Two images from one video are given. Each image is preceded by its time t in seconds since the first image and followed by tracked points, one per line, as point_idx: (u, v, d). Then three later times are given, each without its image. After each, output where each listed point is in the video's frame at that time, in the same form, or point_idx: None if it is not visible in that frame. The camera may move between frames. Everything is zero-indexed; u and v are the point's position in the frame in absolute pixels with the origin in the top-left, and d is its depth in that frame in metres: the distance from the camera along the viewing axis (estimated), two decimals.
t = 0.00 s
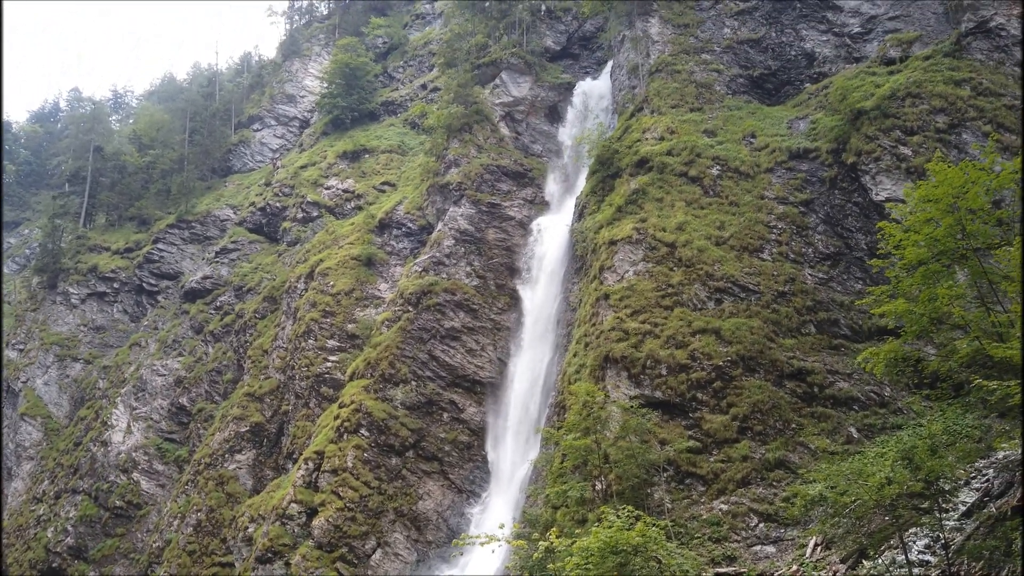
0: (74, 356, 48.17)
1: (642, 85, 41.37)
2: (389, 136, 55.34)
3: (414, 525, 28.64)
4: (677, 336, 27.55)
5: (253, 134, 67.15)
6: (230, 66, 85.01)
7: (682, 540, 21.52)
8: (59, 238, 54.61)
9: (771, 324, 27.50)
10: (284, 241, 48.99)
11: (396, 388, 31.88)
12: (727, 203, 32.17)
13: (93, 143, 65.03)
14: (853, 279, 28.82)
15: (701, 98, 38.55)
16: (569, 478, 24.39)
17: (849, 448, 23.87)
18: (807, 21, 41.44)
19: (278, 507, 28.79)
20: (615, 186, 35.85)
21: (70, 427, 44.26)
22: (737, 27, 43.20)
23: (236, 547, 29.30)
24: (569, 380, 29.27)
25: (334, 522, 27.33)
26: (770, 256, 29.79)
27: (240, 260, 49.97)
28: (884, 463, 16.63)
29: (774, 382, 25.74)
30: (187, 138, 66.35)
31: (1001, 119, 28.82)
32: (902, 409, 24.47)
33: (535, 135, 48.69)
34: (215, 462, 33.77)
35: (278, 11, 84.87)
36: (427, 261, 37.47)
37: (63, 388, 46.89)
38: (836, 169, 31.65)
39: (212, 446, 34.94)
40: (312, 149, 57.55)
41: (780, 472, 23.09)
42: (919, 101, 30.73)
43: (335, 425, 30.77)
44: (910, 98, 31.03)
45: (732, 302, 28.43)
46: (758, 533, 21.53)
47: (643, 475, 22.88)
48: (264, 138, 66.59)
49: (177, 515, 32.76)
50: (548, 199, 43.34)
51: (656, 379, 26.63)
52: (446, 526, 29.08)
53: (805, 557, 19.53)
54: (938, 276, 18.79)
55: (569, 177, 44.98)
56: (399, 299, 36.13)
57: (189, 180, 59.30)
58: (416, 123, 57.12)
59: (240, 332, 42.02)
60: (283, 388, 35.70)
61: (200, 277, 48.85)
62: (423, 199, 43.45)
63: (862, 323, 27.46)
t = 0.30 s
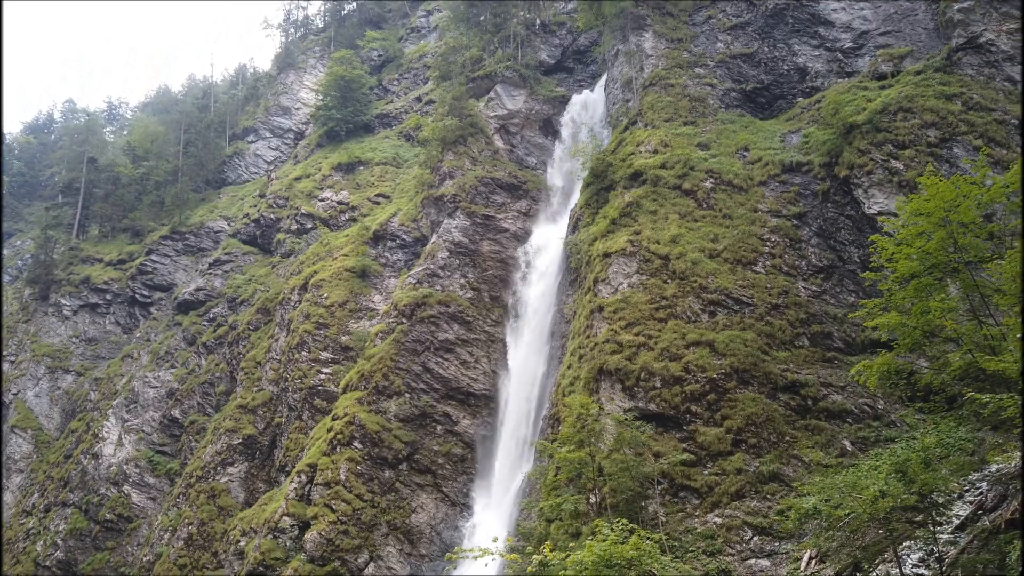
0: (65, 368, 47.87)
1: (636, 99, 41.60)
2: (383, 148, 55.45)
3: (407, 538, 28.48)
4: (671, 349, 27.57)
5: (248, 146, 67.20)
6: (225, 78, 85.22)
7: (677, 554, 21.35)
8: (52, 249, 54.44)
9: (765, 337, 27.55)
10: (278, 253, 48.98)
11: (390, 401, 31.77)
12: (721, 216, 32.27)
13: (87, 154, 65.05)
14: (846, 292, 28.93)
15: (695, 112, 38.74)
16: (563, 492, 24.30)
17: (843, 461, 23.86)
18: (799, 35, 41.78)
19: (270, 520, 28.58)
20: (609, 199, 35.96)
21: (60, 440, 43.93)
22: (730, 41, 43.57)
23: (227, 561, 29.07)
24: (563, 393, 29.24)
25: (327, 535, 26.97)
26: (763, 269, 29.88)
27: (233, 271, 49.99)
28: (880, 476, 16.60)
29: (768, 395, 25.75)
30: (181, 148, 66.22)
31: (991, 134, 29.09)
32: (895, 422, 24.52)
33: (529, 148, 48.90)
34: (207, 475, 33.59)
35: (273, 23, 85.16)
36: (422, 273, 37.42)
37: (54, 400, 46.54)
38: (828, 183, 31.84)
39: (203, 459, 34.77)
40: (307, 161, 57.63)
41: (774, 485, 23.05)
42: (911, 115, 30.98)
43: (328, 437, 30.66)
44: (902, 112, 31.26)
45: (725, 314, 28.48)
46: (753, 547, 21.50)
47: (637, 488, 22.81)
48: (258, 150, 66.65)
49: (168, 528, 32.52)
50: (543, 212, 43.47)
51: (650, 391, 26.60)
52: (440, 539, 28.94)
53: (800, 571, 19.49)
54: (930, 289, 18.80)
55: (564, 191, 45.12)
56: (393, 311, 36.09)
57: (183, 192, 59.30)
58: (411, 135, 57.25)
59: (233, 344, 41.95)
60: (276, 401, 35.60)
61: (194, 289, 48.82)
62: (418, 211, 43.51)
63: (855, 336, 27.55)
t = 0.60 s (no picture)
0: (56, 379, 47.58)
1: (630, 112, 41.84)
2: (378, 160, 55.59)
3: (399, 551, 28.21)
4: (665, 361, 27.56)
5: (243, 157, 67.30)
6: (220, 90, 85.42)
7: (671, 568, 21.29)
8: (44, 260, 54.36)
9: (759, 349, 27.58)
10: (272, 264, 48.97)
11: (383, 413, 31.69)
12: (715, 229, 32.40)
13: (81, 165, 65.23)
14: (839, 305, 29.00)
15: (689, 126, 38.97)
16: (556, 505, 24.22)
17: (837, 474, 23.82)
18: (792, 50, 42.09)
19: (262, 533, 28.45)
20: (604, 211, 36.06)
21: (50, 452, 43.61)
22: (724, 56, 43.97)
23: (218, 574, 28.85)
24: (557, 405, 29.19)
25: (319, 549, 26.85)
26: (757, 282, 29.97)
27: (227, 283, 49.97)
28: (872, 489, 16.76)
29: (761, 407, 25.75)
30: (176, 160, 66.30)
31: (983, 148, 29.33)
32: (889, 435, 24.50)
33: (524, 160, 49.07)
34: (198, 488, 33.39)
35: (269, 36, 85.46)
36: (416, 284, 37.41)
37: (44, 412, 46.18)
38: (821, 197, 32.00)
39: (195, 471, 34.60)
40: (301, 172, 57.74)
41: (769, 498, 22.99)
42: (903, 129, 31.22)
43: (320, 450, 30.51)
44: (894, 126, 31.51)
45: (719, 327, 28.52)
46: (747, 560, 21.46)
47: (631, 501, 22.81)
48: (253, 162, 66.74)
49: (158, 542, 32.27)
50: (538, 224, 43.59)
51: (644, 404, 26.57)
52: (433, 553, 28.76)
53: None
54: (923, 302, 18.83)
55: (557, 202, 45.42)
56: (387, 322, 36.06)
57: (177, 203, 59.33)
58: (406, 147, 57.38)
59: (226, 356, 41.87)
60: (269, 413, 35.50)
61: (187, 299, 48.79)
62: (413, 223, 43.58)
63: (849, 349, 27.59)
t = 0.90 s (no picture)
0: (46, 392, 47.21)
1: (624, 128, 42.09)
2: (373, 174, 55.70)
3: (391, 568, 28.17)
4: (659, 376, 27.56)
5: (238, 170, 66.75)
6: (216, 103, 85.63)
7: None
8: (36, 272, 54.16)
9: (752, 365, 27.62)
10: (265, 278, 48.93)
11: (376, 427, 31.64)
12: (708, 244, 32.52)
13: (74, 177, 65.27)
14: (832, 321, 29.08)
15: (682, 142, 39.20)
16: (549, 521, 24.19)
17: (831, 490, 23.83)
18: (784, 66, 42.09)
19: (252, 549, 28.39)
20: (597, 227, 36.16)
21: (39, 467, 43.15)
22: (717, 73, 44.26)
23: None
24: (551, 420, 29.11)
25: (308, 565, 26.71)
26: (750, 297, 30.03)
27: (219, 296, 49.86)
28: (866, 506, 17.64)
29: (755, 423, 25.74)
30: (171, 173, 66.65)
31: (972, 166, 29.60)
32: (882, 451, 24.56)
33: (519, 175, 49.13)
34: (189, 503, 33.15)
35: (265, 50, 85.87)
36: (410, 298, 37.43)
37: (34, 425, 45.73)
38: (813, 213, 32.11)
39: (186, 485, 34.37)
40: (295, 186, 57.70)
41: (762, 515, 22.97)
42: (894, 147, 31.41)
43: (312, 465, 30.44)
44: (885, 144, 31.70)
45: (713, 342, 28.57)
46: None
47: (624, 517, 22.71)
48: (248, 175, 66.24)
49: (147, 557, 31.98)
50: (532, 239, 43.65)
51: (638, 419, 26.55)
52: (424, 570, 28.63)
53: None
54: (915, 318, 18.94)
55: (552, 218, 45.01)
56: (380, 336, 36.03)
57: (171, 216, 59.26)
58: (401, 161, 57.49)
59: (218, 370, 41.76)
60: (261, 427, 35.37)
61: (179, 313, 48.64)
62: (407, 237, 43.65)
63: (842, 364, 27.66)
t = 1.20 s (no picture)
0: (35, 403, 46.86)
1: (618, 140, 42.29)
2: (367, 185, 55.73)
3: None
4: (652, 388, 27.54)
5: (230, 180, 67.33)
6: (210, 113, 85.76)
7: None
8: (27, 282, 54.09)
9: (745, 377, 27.66)
10: (258, 288, 48.89)
11: (368, 439, 31.49)
12: (701, 256, 32.63)
13: (67, 187, 65.18)
14: (825, 333, 29.17)
15: (675, 154, 39.40)
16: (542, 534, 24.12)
17: (824, 503, 23.88)
18: (776, 80, 42.46)
19: (242, 562, 28.22)
20: (591, 238, 36.26)
21: (27, 478, 42.64)
22: (710, 86, 44.60)
23: None
24: (544, 432, 29.03)
25: None
26: (743, 310, 30.14)
27: (212, 306, 49.75)
28: (858, 519, 18.13)
29: (748, 435, 25.77)
30: (163, 183, 66.43)
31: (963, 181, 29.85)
32: (874, 463, 24.65)
33: (513, 187, 49.28)
34: (179, 515, 32.99)
35: (260, 61, 86.11)
36: (403, 309, 37.38)
37: (23, 437, 45.30)
38: (806, 226, 32.27)
39: (176, 497, 34.17)
40: (289, 197, 57.59)
41: (755, 527, 22.96)
42: (886, 161, 31.68)
43: (303, 476, 30.29)
44: (876, 158, 31.95)
45: (706, 353, 28.61)
46: None
47: (617, 530, 22.62)
48: (241, 185, 66.65)
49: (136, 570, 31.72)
50: (526, 251, 43.74)
51: (631, 431, 26.49)
52: None
53: None
54: (906, 331, 19.01)
55: (545, 228, 45.55)
56: (374, 347, 36.00)
57: (164, 226, 59.14)
58: (394, 172, 57.60)
59: (209, 380, 41.60)
60: (252, 438, 35.24)
61: (171, 323, 48.49)
62: (400, 248, 43.70)
63: (834, 377, 27.74)
